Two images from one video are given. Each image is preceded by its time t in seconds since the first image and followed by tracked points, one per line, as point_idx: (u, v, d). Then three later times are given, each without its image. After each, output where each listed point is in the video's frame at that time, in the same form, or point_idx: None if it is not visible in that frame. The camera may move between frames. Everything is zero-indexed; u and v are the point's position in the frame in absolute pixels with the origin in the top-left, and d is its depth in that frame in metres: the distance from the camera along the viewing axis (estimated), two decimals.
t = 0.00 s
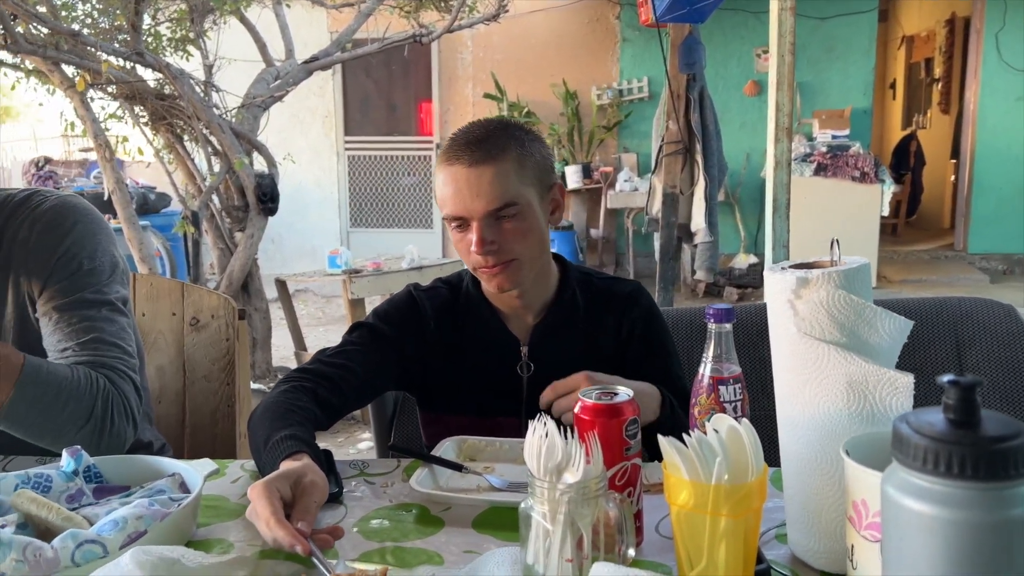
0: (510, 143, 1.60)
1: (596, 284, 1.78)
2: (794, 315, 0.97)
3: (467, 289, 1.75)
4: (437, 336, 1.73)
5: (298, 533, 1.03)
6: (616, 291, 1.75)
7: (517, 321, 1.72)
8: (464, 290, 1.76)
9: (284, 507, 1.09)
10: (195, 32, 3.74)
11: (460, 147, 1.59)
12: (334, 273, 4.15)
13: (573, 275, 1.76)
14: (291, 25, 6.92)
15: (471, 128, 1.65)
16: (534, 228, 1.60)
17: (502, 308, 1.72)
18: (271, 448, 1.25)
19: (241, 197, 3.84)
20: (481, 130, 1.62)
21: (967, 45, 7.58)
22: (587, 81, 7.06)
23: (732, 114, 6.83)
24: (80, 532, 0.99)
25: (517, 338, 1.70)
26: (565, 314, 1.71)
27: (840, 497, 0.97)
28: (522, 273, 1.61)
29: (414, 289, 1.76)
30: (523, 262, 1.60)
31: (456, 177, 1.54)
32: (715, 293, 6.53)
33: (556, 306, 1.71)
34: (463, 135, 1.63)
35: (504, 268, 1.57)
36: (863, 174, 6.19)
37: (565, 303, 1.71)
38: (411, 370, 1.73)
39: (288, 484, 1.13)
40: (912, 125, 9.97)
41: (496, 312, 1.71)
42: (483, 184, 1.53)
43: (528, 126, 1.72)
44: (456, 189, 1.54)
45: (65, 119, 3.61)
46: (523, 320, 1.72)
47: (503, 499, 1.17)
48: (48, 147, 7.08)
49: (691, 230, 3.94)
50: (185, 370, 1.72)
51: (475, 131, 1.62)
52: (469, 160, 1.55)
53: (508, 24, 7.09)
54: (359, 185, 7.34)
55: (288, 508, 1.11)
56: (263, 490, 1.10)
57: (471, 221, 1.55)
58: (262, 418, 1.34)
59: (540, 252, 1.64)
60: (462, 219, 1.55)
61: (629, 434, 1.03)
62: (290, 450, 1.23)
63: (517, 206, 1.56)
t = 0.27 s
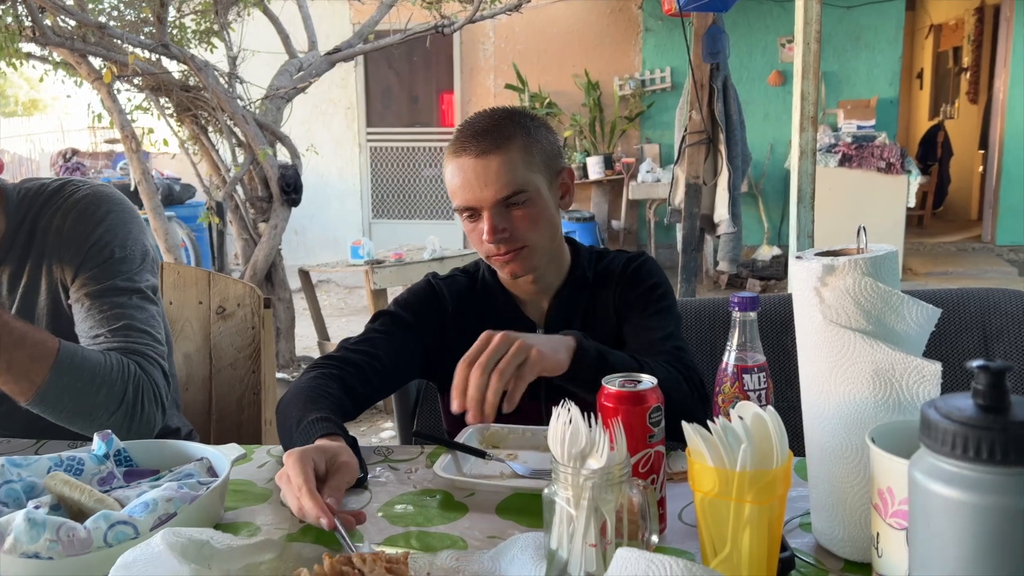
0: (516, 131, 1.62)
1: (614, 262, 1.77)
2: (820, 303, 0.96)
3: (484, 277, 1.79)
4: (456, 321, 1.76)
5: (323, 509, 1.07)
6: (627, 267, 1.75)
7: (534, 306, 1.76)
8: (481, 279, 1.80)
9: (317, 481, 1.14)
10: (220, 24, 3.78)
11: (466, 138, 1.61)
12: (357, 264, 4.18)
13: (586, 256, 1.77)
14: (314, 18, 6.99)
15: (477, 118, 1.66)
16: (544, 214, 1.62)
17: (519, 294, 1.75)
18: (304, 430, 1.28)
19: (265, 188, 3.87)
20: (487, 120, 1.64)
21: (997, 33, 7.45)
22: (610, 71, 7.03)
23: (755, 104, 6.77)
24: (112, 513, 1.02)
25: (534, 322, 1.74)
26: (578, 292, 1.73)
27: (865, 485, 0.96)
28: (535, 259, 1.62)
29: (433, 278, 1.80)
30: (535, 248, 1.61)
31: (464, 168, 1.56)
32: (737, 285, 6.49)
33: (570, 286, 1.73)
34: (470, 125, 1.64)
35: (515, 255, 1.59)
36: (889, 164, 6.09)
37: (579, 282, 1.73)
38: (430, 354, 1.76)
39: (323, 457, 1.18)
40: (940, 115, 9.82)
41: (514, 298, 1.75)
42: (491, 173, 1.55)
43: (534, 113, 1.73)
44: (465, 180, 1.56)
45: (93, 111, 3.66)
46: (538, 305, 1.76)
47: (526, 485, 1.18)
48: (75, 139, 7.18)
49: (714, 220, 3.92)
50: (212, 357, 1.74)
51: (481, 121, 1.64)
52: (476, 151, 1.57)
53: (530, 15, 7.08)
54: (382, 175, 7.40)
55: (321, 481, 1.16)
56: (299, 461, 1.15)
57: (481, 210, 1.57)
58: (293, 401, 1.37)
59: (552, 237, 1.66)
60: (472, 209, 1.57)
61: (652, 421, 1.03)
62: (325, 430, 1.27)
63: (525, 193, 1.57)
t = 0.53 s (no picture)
0: (524, 119, 1.62)
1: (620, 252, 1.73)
2: (846, 294, 0.96)
3: (496, 267, 1.79)
4: (469, 310, 1.77)
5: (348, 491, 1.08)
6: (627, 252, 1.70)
7: (541, 298, 1.75)
8: (494, 268, 1.80)
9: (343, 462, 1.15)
10: (244, 17, 3.81)
11: (475, 127, 1.61)
12: (379, 256, 4.20)
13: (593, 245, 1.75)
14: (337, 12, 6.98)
15: (487, 108, 1.67)
16: (551, 203, 1.61)
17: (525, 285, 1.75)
18: (331, 415, 1.30)
19: (288, 180, 3.90)
20: (496, 109, 1.64)
21: None
22: (632, 63, 6.99)
23: (780, 95, 6.70)
24: (143, 499, 1.04)
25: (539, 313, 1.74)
26: (584, 283, 1.71)
27: (891, 477, 0.96)
28: (539, 248, 1.62)
29: (449, 267, 1.81)
30: (541, 237, 1.61)
31: (471, 156, 1.57)
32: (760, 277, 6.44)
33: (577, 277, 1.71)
34: (480, 114, 1.65)
35: (521, 243, 1.60)
36: (915, 156, 5.99)
37: (588, 271, 1.72)
38: (444, 343, 1.76)
39: (350, 440, 1.20)
40: (968, 106, 9.66)
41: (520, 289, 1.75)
42: (497, 161, 1.55)
43: (543, 103, 1.73)
44: (472, 168, 1.57)
45: (120, 104, 3.70)
46: (546, 297, 1.75)
47: (549, 475, 1.19)
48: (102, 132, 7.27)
49: (738, 212, 3.89)
50: (238, 347, 1.77)
51: (491, 110, 1.64)
52: (483, 139, 1.57)
53: (551, 6, 7.05)
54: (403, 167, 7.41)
55: (348, 464, 1.17)
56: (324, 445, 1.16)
57: (488, 198, 1.58)
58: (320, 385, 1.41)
59: (559, 227, 1.65)
60: (479, 197, 1.58)
61: (675, 412, 1.03)
62: (352, 414, 1.28)
63: (531, 181, 1.57)
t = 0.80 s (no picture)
0: (530, 114, 1.60)
1: (635, 243, 1.73)
2: (867, 286, 0.95)
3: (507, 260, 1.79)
4: (478, 302, 1.78)
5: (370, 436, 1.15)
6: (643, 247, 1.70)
7: (552, 290, 1.75)
8: (504, 259, 1.80)
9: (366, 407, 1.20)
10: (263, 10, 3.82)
11: (481, 124, 1.59)
12: (396, 249, 4.21)
13: (606, 237, 1.74)
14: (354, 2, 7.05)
15: (494, 103, 1.64)
16: (559, 200, 1.60)
17: (538, 278, 1.75)
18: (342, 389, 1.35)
19: (307, 172, 3.92)
20: (502, 105, 1.61)
21: None
22: (650, 54, 6.96)
23: (800, 87, 6.64)
24: (165, 487, 1.05)
25: (551, 304, 1.74)
26: (594, 274, 1.71)
27: (911, 471, 0.95)
28: (548, 245, 1.61)
29: (458, 260, 1.83)
30: (550, 234, 1.60)
31: (479, 154, 1.55)
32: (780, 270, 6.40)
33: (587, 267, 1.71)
34: (487, 110, 1.62)
35: (531, 241, 1.59)
36: (938, 148, 5.92)
37: (595, 261, 1.71)
38: (455, 333, 1.78)
39: (368, 391, 1.23)
40: (992, 97, 9.51)
41: (533, 281, 1.75)
42: (504, 159, 1.53)
43: (550, 97, 1.71)
44: (480, 166, 1.55)
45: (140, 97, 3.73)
46: (557, 288, 1.75)
47: (566, 467, 1.18)
48: (123, 124, 7.34)
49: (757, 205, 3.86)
50: (257, 338, 1.78)
51: (498, 106, 1.62)
52: (490, 137, 1.55)
53: None
54: (421, 160, 7.42)
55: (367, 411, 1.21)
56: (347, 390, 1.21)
57: (498, 197, 1.56)
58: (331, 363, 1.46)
59: (568, 222, 1.64)
60: (489, 195, 1.56)
61: (693, 404, 1.03)
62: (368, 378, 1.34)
63: (540, 178, 1.56)
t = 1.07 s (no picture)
0: (562, 104, 1.61)
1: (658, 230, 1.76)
2: (890, 272, 0.94)
3: (530, 247, 1.83)
4: (500, 286, 1.81)
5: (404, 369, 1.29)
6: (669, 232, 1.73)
7: (575, 274, 1.79)
8: (528, 247, 1.84)
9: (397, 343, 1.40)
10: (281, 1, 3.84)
11: (511, 112, 1.60)
12: (414, 240, 4.22)
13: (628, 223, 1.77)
14: None
15: (522, 92, 1.65)
16: (588, 189, 1.62)
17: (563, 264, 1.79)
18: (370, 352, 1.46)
19: (325, 163, 3.94)
20: (532, 94, 1.63)
21: None
22: (668, 45, 6.94)
23: (819, 78, 6.59)
24: (188, 470, 1.06)
25: (575, 289, 1.77)
26: (616, 258, 1.74)
27: (934, 459, 0.94)
28: (575, 234, 1.64)
29: (482, 246, 1.87)
30: (579, 224, 1.63)
31: (509, 144, 1.57)
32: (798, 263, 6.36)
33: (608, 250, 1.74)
34: (514, 99, 1.63)
35: (559, 231, 1.61)
36: (960, 139, 5.89)
37: (616, 246, 1.74)
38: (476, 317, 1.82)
39: (402, 327, 1.48)
40: (1016, 87, 9.39)
41: (559, 268, 1.79)
42: (535, 148, 1.55)
43: (579, 86, 1.72)
44: (510, 155, 1.57)
45: (160, 89, 3.76)
46: (580, 272, 1.78)
47: (585, 454, 1.18)
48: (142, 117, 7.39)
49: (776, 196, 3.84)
50: (277, 327, 1.79)
51: (527, 95, 1.63)
52: (521, 126, 1.56)
53: None
54: (437, 152, 7.42)
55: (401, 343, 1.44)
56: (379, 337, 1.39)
57: (528, 185, 1.58)
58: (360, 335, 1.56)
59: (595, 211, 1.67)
60: (519, 183, 1.59)
61: (714, 392, 1.03)
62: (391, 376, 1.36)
63: (571, 168, 1.57)
